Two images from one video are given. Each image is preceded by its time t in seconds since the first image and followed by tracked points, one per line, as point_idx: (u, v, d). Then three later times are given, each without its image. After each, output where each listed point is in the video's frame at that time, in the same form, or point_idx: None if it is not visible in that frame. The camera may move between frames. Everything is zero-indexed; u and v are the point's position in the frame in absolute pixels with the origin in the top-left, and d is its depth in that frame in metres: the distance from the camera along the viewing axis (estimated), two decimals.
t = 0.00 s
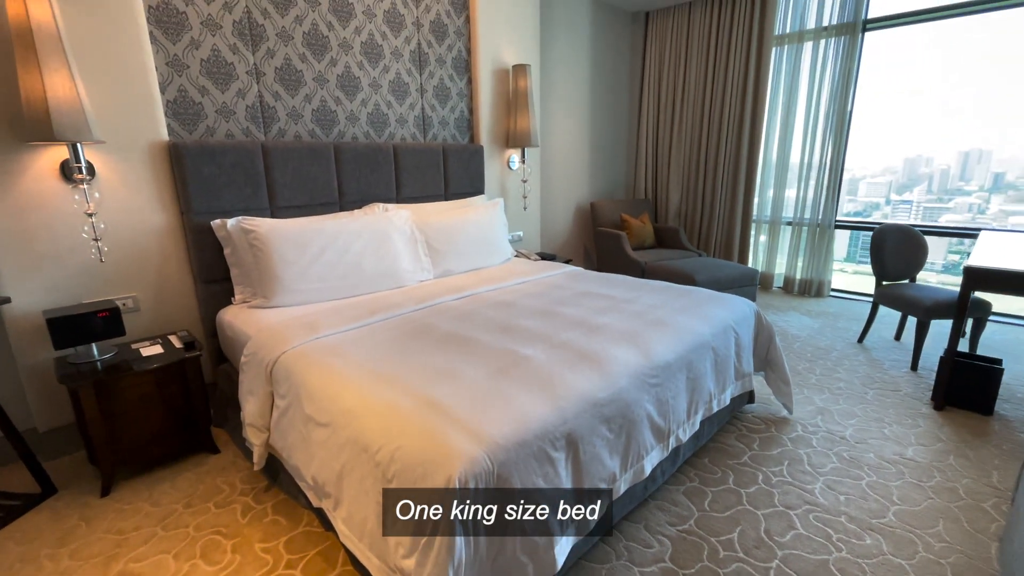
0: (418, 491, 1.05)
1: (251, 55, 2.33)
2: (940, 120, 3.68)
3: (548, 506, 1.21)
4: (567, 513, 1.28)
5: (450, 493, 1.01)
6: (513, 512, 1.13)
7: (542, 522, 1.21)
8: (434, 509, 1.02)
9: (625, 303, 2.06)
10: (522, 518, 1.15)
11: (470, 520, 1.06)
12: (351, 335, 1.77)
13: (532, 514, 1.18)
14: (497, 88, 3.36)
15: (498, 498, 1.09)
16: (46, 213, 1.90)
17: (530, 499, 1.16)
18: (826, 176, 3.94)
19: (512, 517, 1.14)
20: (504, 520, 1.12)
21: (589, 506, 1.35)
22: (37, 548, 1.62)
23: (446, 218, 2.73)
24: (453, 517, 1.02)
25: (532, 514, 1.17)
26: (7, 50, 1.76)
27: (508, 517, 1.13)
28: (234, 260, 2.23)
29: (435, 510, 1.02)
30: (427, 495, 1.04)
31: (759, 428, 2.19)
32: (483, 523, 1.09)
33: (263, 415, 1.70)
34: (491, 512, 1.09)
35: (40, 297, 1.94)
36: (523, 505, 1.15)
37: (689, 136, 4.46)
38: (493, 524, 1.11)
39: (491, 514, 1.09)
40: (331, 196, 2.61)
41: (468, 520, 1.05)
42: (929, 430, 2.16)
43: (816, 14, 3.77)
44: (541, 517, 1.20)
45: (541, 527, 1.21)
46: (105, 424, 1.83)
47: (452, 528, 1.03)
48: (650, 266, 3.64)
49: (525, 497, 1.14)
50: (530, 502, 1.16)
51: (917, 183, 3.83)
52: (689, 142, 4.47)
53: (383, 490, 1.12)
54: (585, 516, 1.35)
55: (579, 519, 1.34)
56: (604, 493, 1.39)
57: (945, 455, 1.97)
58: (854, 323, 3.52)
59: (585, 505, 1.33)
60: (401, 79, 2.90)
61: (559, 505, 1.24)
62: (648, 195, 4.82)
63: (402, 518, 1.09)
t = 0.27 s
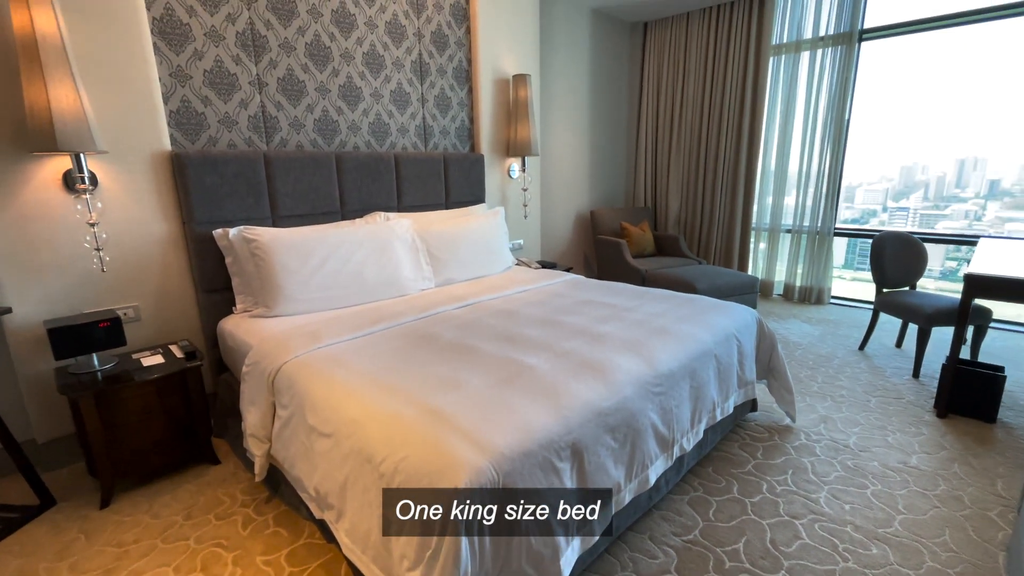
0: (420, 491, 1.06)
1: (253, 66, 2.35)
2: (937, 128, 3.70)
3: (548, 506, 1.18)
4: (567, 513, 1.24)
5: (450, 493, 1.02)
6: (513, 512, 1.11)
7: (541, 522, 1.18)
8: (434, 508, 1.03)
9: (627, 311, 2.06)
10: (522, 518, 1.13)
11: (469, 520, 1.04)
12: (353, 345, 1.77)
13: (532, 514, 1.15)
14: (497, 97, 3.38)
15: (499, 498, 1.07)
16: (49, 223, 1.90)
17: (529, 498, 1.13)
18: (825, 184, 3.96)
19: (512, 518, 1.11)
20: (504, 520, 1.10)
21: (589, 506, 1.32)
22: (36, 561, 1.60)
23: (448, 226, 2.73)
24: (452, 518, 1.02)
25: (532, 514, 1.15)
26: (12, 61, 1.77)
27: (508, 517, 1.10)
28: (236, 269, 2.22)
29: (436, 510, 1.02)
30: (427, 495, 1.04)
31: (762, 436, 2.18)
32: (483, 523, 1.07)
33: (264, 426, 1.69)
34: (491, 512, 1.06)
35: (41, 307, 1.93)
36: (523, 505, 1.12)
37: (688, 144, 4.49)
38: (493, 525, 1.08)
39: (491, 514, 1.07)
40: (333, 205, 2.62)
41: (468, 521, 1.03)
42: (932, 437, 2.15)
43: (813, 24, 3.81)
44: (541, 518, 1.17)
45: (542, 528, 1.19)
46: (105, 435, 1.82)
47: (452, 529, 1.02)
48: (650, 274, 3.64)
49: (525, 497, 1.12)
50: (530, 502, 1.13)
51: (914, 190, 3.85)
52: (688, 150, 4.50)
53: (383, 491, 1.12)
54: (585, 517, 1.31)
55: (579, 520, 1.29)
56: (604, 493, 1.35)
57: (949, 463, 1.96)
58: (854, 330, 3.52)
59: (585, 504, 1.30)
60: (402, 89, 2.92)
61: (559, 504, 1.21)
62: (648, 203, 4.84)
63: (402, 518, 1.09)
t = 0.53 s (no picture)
0: (420, 491, 1.06)
1: (256, 77, 2.36)
2: (935, 137, 3.72)
3: (548, 506, 1.16)
4: (567, 513, 1.22)
5: (450, 492, 1.03)
6: (513, 512, 1.09)
7: (541, 522, 1.16)
8: (434, 509, 1.03)
9: (628, 320, 2.06)
10: (522, 518, 1.11)
11: (469, 521, 1.04)
12: (355, 354, 1.76)
13: (532, 514, 1.14)
14: (498, 107, 3.41)
15: (500, 497, 1.06)
16: (51, 232, 1.90)
17: (530, 498, 1.12)
18: (824, 192, 3.98)
19: (512, 518, 1.10)
20: (505, 521, 1.08)
21: (589, 505, 1.29)
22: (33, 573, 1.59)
23: (449, 235, 2.74)
24: (452, 517, 1.03)
25: (532, 514, 1.13)
26: (18, 73, 1.78)
27: (508, 517, 1.09)
28: (237, 278, 2.23)
29: (436, 510, 1.03)
30: (427, 494, 1.05)
31: (764, 445, 2.17)
32: (483, 523, 1.06)
33: (265, 435, 1.68)
34: (491, 511, 1.05)
35: (42, 316, 1.93)
36: (523, 505, 1.11)
37: (688, 153, 4.51)
38: (493, 524, 1.07)
39: (491, 514, 1.06)
40: (334, 214, 2.63)
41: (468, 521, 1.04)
42: (936, 446, 2.14)
43: (810, 34, 3.84)
44: (541, 518, 1.16)
45: (541, 529, 1.17)
46: (104, 445, 1.81)
47: (452, 529, 1.03)
48: (651, 282, 3.64)
49: (524, 497, 1.11)
50: (530, 502, 1.12)
51: (912, 198, 3.87)
52: (688, 159, 4.52)
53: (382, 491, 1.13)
54: (584, 516, 1.28)
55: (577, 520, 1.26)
56: (604, 492, 1.32)
57: (953, 473, 1.95)
58: (856, 338, 3.52)
59: (584, 504, 1.27)
60: (403, 99, 2.94)
61: (558, 503, 1.18)
62: (647, 211, 4.86)
63: (401, 518, 1.09)
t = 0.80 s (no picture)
0: (420, 491, 1.07)
1: (260, 86, 2.38)
2: (935, 145, 3.74)
3: (548, 506, 1.15)
4: (567, 513, 1.20)
5: (450, 493, 1.05)
6: (513, 512, 1.09)
7: (541, 522, 1.15)
8: (434, 509, 1.04)
9: (630, 328, 2.06)
10: (522, 518, 1.11)
11: (469, 521, 1.04)
12: (357, 362, 1.76)
13: (532, 514, 1.12)
14: (499, 116, 3.43)
15: (500, 497, 1.06)
16: (54, 241, 1.91)
17: (529, 498, 1.11)
18: (824, 200, 3.99)
19: (512, 518, 1.09)
20: (505, 521, 1.08)
21: (588, 506, 1.26)
22: None
23: (450, 244, 2.75)
24: (452, 518, 1.03)
25: (532, 514, 1.12)
26: (24, 83, 1.80)
27: (508, 518, 1.08)
28: (239, 287, 2.23)
29: (436, 510, 1.04)
30: (428, 494, 1.06)
31: (768, 455, 2.16)
32: (482, 523, 1.05)
33: (266, 444, 1.68)
34: (491, 511, 1.05)
35: (44, 324, 1.93)
36: (523, 505, 1.10)
37: (688, 161, 4.53)
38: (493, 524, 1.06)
39: (491, 514, 1.05)
40: (336, 223, 2.64)
41: (468, 522, 1.03)
42: (941, 456, 2.12)
43: (810, 44, 3.87)
44: (541, 518, 1.14)
45: (541, 528, 1.15)
46: (104, 454, 1.81)
47: (451, 530, 1.03)
48: (652, 290, 3.64)
49: (525, 497, 1.10)
50: (530, 502, 1.11)
51: (913, 206, 3.88)
52: (688, 167, 4.54)
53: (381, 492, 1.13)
54: (584, 516, 1.25)
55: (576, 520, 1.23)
56: (604, 492, 1.30)
57: (959, 483, 1.94)
58: (858, 346, 3.50)
59: (584, 504, 1.24)
60: (406, 109, 2.96)
61: (558, 503, 1.17)
62: (648, 219, 4.87)
63: (402, 519, 1.09)
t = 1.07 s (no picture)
0: (420, 491, 1.08)
1: (264, 97, 2.41)
2: (937, 154, 3.74)
3: (548, 505, 1.13)
4: (566, 512, 1.17)
5: (450, 493, 1.06)
6: (513, 512, 1.08)
7: (541, 522, 1.13)
8: (434, 508, 1.05)
9: (633, 338, 2.05)
10: (522, 518, 1.09)
11: (469, 520, 1.04)
12: (358, 372, 1.76)
13: (532, 514, 1.11)
14: (502, 126, 3.45)
15: (500, 497, 1.06)
16: (59, 250, 1.92)
17: (529, 498, 1.10)
18: (826, 209, 3.99)
19: (512, 518, 1.08)
20: (505, 521, 1.07)
21: (588, 506, 1.24)
22: None
23: (452, 253, 2.75)
24: (452, 518, 1.04)
25: (532, 514, 1.11)
26: (32, 95, 1.82)
27: (508, 518, 1.07)
28: (242, 296, 2.24)
29: (436, 510, 1.04)
30: (427, 494, 1.07)
31: (772, 466, 2.14)
32: (483, 524, 1.05)
33: (266, 454, 1.67)
34: (491, 511, 1.05)
35: (46, 333, 1.93)
36: (523, 505, 1.09)
37: (690, 171, 4.54)
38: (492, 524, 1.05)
39: (491, 514, 1.05)
40: (339, 232, 2.65)
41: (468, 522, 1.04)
42: (947, 467, 2.10)
43: (810, 55, 3.89)
44: (541, 518, 1.13)
45: (541, 527, 1.14)
46: (105, 463, 1.80)
47: (451, 530, 1.03)
48: (655, 299, 3.63)
49: (525, 497, 1.10)
50: (530, 502, 1.10)
51: (915, 215, 3.88)
52: (690, 177, 4.55)
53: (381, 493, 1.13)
54: (583, 516, 1.22)
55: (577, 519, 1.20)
56: (603, 491, 1.27)
57: (966, 494, 1.91)
58: (862, 356, 3.49)
59: (583, 504, 1.21)
60: (409, 119, 2.98)
61: (558, 504, 1.15)
62: (650, 228, 4.88)
63: (402, 519, 1.09)
